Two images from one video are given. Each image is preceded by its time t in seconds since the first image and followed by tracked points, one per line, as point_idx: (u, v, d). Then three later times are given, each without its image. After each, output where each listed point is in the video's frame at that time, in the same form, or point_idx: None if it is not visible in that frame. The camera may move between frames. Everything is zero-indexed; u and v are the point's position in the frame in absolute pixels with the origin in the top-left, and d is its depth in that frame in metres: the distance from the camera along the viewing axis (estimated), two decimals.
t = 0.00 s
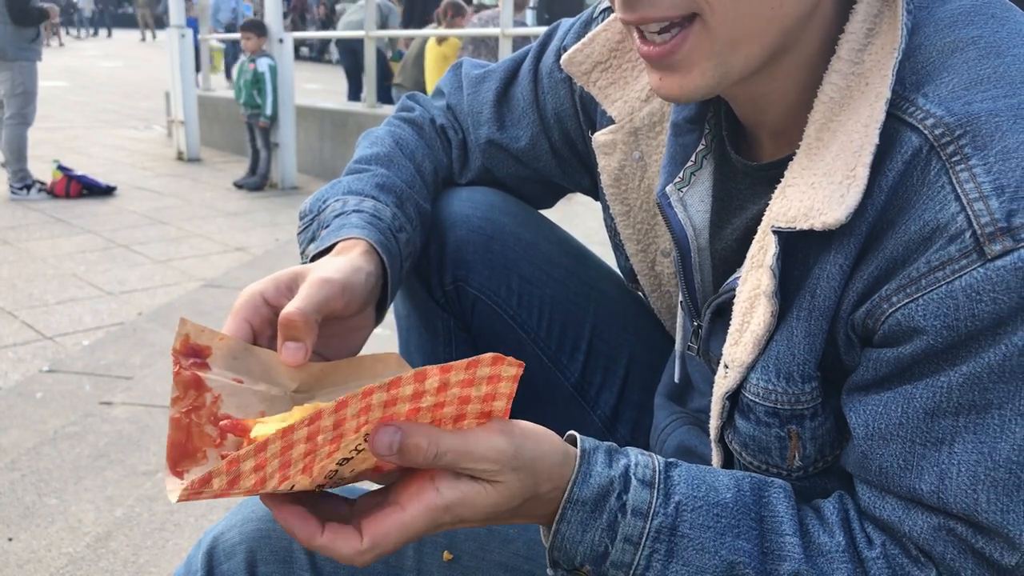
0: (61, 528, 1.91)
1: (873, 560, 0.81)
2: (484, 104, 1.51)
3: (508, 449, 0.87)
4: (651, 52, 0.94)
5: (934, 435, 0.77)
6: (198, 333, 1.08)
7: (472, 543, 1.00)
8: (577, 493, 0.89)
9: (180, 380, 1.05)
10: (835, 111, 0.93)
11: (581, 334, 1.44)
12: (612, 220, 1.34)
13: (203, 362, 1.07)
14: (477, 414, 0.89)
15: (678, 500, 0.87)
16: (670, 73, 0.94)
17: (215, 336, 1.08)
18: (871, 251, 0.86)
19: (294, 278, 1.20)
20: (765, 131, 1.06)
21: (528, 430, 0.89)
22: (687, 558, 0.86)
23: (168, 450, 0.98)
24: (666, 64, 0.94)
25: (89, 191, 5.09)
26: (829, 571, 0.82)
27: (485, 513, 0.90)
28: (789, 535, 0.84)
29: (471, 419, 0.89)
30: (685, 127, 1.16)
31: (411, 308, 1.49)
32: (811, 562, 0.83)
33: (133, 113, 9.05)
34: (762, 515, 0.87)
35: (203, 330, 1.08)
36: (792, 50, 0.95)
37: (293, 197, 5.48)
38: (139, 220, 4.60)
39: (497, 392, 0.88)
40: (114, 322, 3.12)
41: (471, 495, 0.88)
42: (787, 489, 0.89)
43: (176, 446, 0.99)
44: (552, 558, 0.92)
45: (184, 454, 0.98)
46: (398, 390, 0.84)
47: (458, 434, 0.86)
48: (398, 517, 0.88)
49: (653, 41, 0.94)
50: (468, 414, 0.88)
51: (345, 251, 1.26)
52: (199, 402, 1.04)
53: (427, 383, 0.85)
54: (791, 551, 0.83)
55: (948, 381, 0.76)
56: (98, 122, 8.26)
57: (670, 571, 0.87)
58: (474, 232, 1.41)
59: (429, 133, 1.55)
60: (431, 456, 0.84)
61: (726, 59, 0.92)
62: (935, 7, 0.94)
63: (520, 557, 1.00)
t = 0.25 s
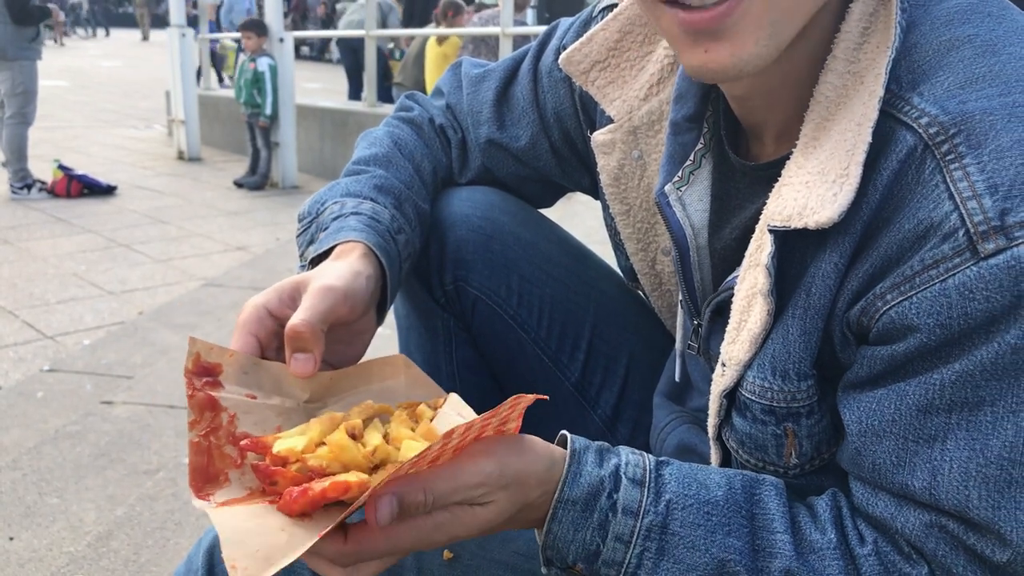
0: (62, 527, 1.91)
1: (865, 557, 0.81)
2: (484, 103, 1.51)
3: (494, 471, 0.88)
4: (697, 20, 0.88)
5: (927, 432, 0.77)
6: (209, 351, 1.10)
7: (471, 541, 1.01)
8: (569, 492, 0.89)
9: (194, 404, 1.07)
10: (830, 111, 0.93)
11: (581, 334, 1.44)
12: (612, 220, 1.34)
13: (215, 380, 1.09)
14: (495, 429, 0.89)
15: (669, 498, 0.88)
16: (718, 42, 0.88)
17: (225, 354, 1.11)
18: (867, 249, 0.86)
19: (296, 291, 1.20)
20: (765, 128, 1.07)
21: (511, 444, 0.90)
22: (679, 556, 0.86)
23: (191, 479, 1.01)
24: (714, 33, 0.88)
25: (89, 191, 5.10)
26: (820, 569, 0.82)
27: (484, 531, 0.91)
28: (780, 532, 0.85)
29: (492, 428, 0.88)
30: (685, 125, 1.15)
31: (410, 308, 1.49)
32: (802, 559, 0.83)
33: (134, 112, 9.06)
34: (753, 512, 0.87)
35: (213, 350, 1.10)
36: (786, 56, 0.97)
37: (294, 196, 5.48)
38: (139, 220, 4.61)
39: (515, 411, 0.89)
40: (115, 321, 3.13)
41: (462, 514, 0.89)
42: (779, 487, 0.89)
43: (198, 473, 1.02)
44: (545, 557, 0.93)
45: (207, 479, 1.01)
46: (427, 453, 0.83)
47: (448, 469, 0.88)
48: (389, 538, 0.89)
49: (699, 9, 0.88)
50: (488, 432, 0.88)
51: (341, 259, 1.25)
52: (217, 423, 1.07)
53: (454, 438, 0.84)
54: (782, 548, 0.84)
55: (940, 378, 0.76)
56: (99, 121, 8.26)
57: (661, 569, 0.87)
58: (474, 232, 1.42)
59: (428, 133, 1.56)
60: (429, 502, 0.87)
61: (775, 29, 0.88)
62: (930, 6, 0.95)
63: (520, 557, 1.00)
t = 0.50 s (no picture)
0: (65, 525, 1.91)
1: (865, 551, 0.81)
2: (487, 101, 1.51)
3: (487, 473, 0.87)
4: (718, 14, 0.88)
5: (928, 425, 0.77)
6: (220, 351, 1.08)
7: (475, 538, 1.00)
8: (566, 492, 0.89)
9: (210, 405, 1.05)
10: (835, 107, 0.92)
11: (584, 332, 1.44)
12: (616, 216, 1.34)
13: (228, 381, 1.08)
14: (500, 417, 0.87)
15: (668, 495, 0.88)
16: (740, 34, 0.88)
17: (236, 354, 1.09)
18: (870, 243, 0.86)
19: (306, 289, 1.20)
20: (771, 125, 1.07)
21: (507, 447, 0.89)
22: (678, 553, 0.86)
23: (209, 477, 1.00)
24: (736, 25, 0.87)
25: (91, 189, 5.10)
26: (821, 565, 0.82)
27: (480, 535, 0.91)
28: (780, 527, 0.85)
29: (495, 419, 0.87)
30: (689, 121, 1.14)
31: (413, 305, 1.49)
32: (803, 553, 0.83)
33: (135, 110, 9.06)
34: (753, 508, 0.87)
35: (225, 349, 1.08)
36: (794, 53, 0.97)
37: (295, 194, 5.48)
38: (141, 218, 4.61)
39: (516, 395, 0.86)
40: (117, 320, 3.13)
41: (460, 525, 0.90)
42: (778, 482, 0.89)
43: (217, 473, 1.01)
44: (547, 555, 0.92)
45: (225, 479, 1.00)
46: (421, 427, 0.82)
47: (442, 467, 0.87)
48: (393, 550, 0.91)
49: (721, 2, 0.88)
50: (490, 420, 0.87)
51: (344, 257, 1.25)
52: (231, 423, 1.06)
53: (448, 411, 0.83)
54: (782, 543, 0.84)
55: (943, 371, 0.76)
56: (101, 120, 8.26)
57: (661, 567, 0.87)
58: (476, 230, 1.42)
59: (431, 131, 1.55)
60: (419, 499, 0.86)
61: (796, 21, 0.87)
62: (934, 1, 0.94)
63: (525, 554, 1.00)
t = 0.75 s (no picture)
0: (71, 520, 1.92)
1: (867, 549, 0.81)
2: (490, 96, 1.51)
3: (496, 471, 0.87)
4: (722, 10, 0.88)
5: (932, 420, 0.77)
6: (228, 349, 1.08)
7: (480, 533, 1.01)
8: (567, 495, 0.89)
9: (218, 402, 1.05)
10: (838, 101, 0.92)
11: (588, 327, 1.44)
12: (619, 211, 1.34)
13: (235, 380, 1.08)
14: (505, 408, 0.90)
15: (668, 497, 0.88)
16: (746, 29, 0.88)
17: (243, 353, 1.09)
18: (873, 238, 0.86)
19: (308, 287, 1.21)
20: (775, 120, 1.07)
21: (514, 447, 0.90)
22: (679, 554, 0.86)
23: (218, 478, 1.01)
24: (742, 20, 0.87)
25: (95, 185, 5.11)
26: (823, 564, 0.82)
27: (475, 529, 0.90)
28: (781, 526, 0.85)
29: (500, 412, 0.90)
30: (692, 116, 1.14)
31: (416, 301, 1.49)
32: (804, 552, 0.83)
33: (138, 105, 9.06)
34: (754, 508, 0.87)
35: (232, 347, 1.08)
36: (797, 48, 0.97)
37: (299, 189, 5.48)
38: (144, 214, 4.61)
39: (520, 384, 0.90)
40: (122, 315, 3.14)
41: (452, 513, 0.89)
42: (780, 481, 0.89)
43: (226, 471, 1.01)
44: (550, 558, 0.92)
45: (233, 478, 1.01)
46: (427, 413, 0.84)
47: (453, 462, 0.87)
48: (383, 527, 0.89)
49: None
50: (496, 411, 0.90)
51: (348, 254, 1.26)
52: (240, 421, 1.06)
53: (453, 398, 0.85)
54: (783, 543, 0.84)
55: (946, 366, 0.76)
56: (104, 115, 8.26)
57: (663, 568, 0.87)
58: (479, 226, 1.41)
59: (434, 127, 1.55)
60: (428, 490, 0.85)
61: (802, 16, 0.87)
62: None
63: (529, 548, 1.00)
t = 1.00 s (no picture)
0: (78, 513, 1.93)
1: (876, 543, 0.81)
2: (495, 89, 1.50)
3: (513, 463, 0.87)
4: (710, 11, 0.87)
5: (940, 414, 0.77)
6: (222, 351, 1.08)
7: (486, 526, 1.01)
8: (576, 492, 0.88)
9: (216, 400, 1.04)
10: (844, 94, 0.91)
11: (592, 321, 1.43)
12: (624, 203, 1.34)
13: (232, 379, 1.07)
14: (524, 399, 0.89)
15: (677, 493, 0.87)
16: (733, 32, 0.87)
17: (238, 353, 1.08)
18: (880, 232, 0.86)
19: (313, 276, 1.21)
20: (781, 114, 1.06)
21: (531, 440, 0.89)
22: (688, 551, 0.86)
23: (225, 468, 1.00)
24: (727, 24, 0.87)
25: (100, 178, 5.11)
26: (833, 559, 0.82)
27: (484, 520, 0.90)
28: (790, 522, 0.85)
29: (519, 403, 0.89)
30: (699, 108, 1.14)
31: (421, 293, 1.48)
32: (813, 548, 0.83)
33: (143, 99, 9.07)
34: (763, 504, 0.87)
35: (226, 350, 1.07)
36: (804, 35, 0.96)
37: (303, 183, 5.48)
38: (150, 207, 4.62)
39: (543, 376, 0.89)
40: (128, 309, 3.14)
41: (466, 502, 0.88)
42: (787, 477, 0.89)
43: (231, 463, 1.01)
44: (558, 555, 0.92)
45: (240, 469, 1.01)
46: (459, 406, 0.83)
47: (471, 453, 0.87)
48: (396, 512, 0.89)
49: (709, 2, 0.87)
50: (516, 401, 0.89)
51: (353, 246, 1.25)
52: (241, 416, 1.05)
53: (483, 391, 0.84)
54: (792, 538, 0.84)
55: (954, 360, 0.76)
56: (110, 109, 8.27)
57: (672, 565, 0.86)
58: (483, 218, 1.41)
59: (439, 120, 1.55)
60: (451, 480, 0.85)
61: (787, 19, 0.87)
62: None
63: (535, 541, 1.00)
